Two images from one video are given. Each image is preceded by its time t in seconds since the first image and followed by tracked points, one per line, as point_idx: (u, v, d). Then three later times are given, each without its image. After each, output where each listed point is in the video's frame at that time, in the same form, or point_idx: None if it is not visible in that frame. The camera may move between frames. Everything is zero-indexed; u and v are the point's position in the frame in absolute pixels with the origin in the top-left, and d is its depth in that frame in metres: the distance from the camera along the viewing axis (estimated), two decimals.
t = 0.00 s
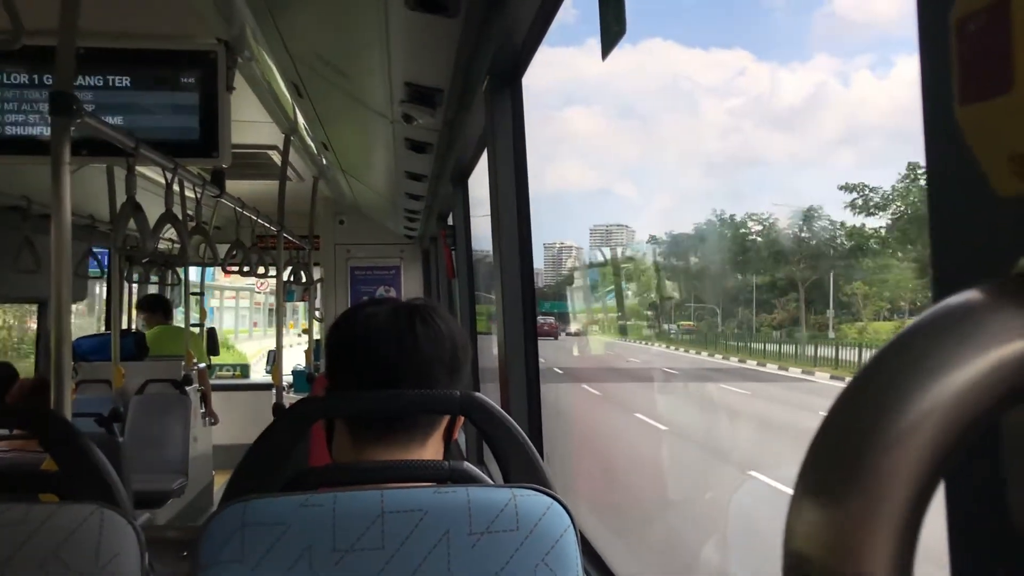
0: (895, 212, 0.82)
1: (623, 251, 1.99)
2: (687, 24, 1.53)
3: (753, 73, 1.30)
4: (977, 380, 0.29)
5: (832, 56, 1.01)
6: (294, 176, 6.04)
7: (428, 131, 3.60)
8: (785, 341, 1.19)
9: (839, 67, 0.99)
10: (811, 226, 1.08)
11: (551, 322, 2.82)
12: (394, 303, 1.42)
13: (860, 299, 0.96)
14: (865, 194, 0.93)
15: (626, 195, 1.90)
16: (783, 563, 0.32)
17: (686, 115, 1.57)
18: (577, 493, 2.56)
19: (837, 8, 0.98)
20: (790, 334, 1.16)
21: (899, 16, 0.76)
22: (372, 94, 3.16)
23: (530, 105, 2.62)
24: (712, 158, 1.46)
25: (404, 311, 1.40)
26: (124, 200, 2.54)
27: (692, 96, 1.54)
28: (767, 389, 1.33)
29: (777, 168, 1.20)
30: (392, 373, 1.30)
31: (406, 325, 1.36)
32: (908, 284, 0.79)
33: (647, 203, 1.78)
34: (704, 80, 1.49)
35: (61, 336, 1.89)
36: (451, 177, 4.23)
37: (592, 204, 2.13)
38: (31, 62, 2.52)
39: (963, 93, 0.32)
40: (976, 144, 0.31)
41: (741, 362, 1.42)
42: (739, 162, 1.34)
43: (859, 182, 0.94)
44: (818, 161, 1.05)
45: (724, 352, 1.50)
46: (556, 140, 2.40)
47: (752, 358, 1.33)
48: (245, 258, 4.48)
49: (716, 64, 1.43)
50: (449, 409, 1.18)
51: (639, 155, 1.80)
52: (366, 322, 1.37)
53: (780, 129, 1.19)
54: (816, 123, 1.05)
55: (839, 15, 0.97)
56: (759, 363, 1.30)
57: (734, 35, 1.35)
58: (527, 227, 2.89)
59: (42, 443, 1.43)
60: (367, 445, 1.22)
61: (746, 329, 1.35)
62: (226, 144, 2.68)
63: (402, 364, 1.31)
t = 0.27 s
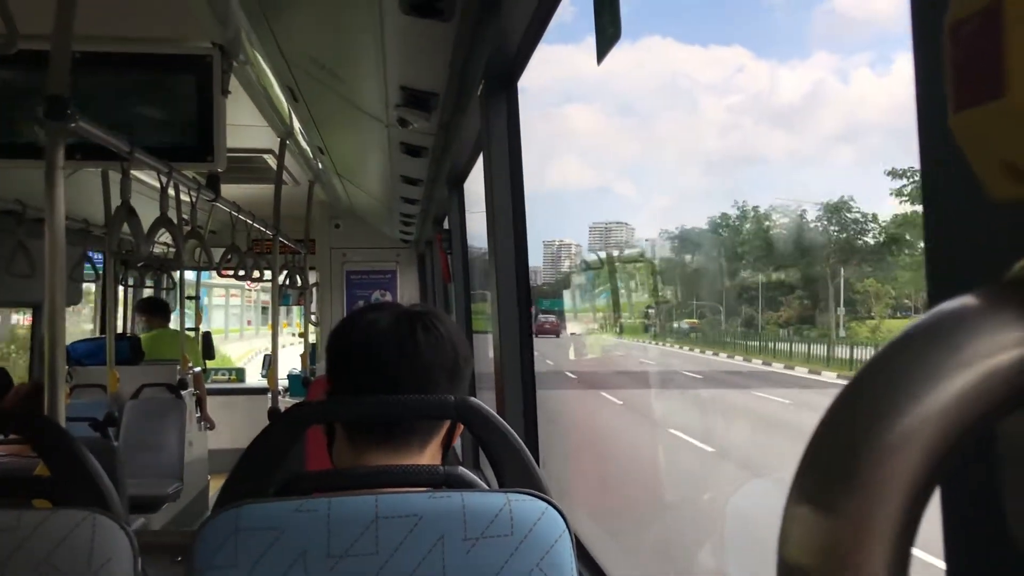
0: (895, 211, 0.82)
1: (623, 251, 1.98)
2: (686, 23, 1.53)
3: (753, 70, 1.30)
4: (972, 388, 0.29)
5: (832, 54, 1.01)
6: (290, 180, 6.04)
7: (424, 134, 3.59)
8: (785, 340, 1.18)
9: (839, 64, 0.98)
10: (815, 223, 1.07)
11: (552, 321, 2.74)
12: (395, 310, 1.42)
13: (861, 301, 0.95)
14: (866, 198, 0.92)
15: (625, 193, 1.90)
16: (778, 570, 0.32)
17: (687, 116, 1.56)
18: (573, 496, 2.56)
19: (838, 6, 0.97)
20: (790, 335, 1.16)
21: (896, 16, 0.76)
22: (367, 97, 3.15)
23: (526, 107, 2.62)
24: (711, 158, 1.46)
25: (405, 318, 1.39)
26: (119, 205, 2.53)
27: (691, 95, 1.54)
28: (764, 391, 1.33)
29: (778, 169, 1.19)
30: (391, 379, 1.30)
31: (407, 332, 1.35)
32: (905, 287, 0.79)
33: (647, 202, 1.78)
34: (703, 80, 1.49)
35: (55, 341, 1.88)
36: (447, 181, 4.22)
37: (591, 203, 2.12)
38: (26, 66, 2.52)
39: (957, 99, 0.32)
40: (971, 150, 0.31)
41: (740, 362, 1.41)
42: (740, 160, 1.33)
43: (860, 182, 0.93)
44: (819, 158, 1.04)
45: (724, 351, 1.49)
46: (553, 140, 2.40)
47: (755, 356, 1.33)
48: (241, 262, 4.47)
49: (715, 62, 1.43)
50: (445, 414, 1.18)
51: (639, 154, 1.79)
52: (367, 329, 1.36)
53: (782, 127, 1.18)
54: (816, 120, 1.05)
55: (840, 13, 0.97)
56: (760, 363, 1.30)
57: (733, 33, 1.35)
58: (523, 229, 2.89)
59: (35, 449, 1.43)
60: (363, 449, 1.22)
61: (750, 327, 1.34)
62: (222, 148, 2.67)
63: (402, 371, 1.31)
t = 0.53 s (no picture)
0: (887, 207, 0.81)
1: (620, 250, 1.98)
2: (686, 21, 1.53)
3: (754, 68, 1.30)
4: (952, 392, 0.29)
5: (832, 52, 1.01)
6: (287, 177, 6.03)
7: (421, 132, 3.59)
8: (782, 338, 1.19)
9: (840, 62, 0.97)
10: (808, 221, 1.08)
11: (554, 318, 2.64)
12: (393, 308, 1.42)
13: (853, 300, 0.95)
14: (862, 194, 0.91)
15: (624, 191, 1.90)
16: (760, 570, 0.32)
17: (687, 114, 1.56)
18: (567, 494, 2.56)
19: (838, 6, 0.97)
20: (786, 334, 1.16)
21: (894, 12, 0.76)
22: (364, 94, 3.15)
23: (523, 105, 2.62)
24: (711, 158, 1.46)
25: (404, 316, 1.39)
26: (114, 202, 2.53)
27: (691, 94, 1.54)
28: (758, 390, 1.33)
29: (777, 169, 1.19)
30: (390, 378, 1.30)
31: (406, 331, 1.35)
32: (897, 288, 0.79)
33: (647, 201, 1.77)
34: (703, 78, 1.49)
35: (48, 338, 1.88)
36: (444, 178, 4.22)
37: (590, 202, 2.12)
38: (21, 63, 2.51)
39: (941, 103, 0.32)
40: (956, 153, 0.31)
41: (734, 361, 1.42)
42: (739, 158, 1.33)
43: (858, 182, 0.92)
44: (818, 157, 1.04)
45: (719, 348, 1.49)
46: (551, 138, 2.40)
47: (750, 354, 1.33)
48: (237, 259, 4.47)
49: (715, 60, 1.43)
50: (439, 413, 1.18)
51: (638, 152, 1.79)
52: (366, 327, 1.36)
53: (783, 125, 1.18)
54: (818, 118, 1.04)
55: (839, 13, 0.97)
56: (756, 361, 1.30)
57: (734, 31, 1.35)
58: (520, 226, 2.90)
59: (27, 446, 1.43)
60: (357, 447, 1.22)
61: (744, 326, 1.35)
62: (217, 145, 2.67)
63: (400, 368, 1.31)
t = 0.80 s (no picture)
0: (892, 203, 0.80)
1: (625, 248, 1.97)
2: (688, 22, 1.53)
3: (757, 67, 1.30)
4: (958, 377, 0.29)
5: (836, 49, 1.00)
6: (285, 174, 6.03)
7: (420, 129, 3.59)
8: (780, 330, 1.19)
9: (845, 62, 0.97)
10: (814, 217, 1.07)
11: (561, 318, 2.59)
12: (404, 302, 1.42)
13: (855, 293, 0.95)
14: (870, 192, 0.89)
15: (629, 190, 1.89)
16: (769, 556, 0.33)
17: (692, 113, 1.56)
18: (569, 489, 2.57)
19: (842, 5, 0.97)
20: (787, 325, 1.17)
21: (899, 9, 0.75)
22: (363, 91, 3.15)
23: (523, 102, 2.62)
24: (717, 157, 1.45)
25: (414, 310, 1.39)
26: (113, 199, 2.52)
27: (696, 93, 1.54)
28: (759, 382, 1.33)
29: (779, 165, 1.19)
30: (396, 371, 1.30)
31: (416, 325, 1.35)
32: (902, 282, 0.79)
33: (652, 200, 1.77)
34: (707, 77, 1.49)
35: (49, 336, 1.87)
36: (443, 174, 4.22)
37: (593, 199, 2.12)
38: (18, 60, 2.51)
39: (946, 86, 0.32)
40: (962, 136, 0.31)
41: (736, 354, 1.42)
42: (743, 156, 1.33)
43: (867, 179, 0.90)
44: (822, 158, 1.03)
45: (719, 343, 1.49)
46: (552, 136, 2.40)
47: (748, 347, 1.33)
48: (236, 256, 4.47)
49: (719, 59, 1.43)
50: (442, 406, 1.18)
51: (642, 150, 1.79)
52: (376, 321, 1.36)
53: (787, 124, 1.17)
54: (822, 115, 1.04)
55: (843, 11, 0.97)
56: (757, 354, 1.30)
57: (738, 31, 1.35)
58: (521, 223, 2.91)
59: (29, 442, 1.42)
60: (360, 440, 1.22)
61: (743, 321, 1.35)
62: (216, 142, 2.67)
63: (408, 361, 1.31)
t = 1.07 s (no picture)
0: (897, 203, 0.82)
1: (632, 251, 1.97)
2: (696, 26, 1.54)
3: (765, 72, 1.30)
4: (968, 381, 0.30)
5: (845, 51, 1.01)
6: (288, 179, 6.04)
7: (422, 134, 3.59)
8: (789, 331, 1.20)
9: (851, 62, 0.98)
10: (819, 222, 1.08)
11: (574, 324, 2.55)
12: (396, 305, 1.42)
13: (865, 295, 0.96)
14: (878, 195, 0.89)
15: (636, 194, 1.90)
16: (787, 557, 0.34)
17: (698, 115, 1.57)
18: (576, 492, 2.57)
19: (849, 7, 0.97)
20: (795, 327, 1.17)
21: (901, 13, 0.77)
22: (365, 96, 3.16)
23: (527, 105, 2.63)
24: (723, 158, 1.46)
25: (408, 313, 1.40)
26: (118, 206, 2.53)
27: (702, 96, 1.55)
28: (767, 384, 1.34)
29: (786, 168, 1.19)
30: (393, 373, 1.31)
31: (411, 326, 1.36)
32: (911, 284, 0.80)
33: (660, 202, 1.77)
34: (715, 81, 1.49)
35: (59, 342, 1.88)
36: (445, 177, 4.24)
37: (600, 202, 2.12)
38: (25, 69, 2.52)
39: (954, 97, 0.33)
40: (968, 145, 0.32)
41: (744, 356, 1.42)
42: (750, 158, 1.34)
43: (874, 183, 0.90)
44: (829, 162, 1.04)
45: (728, 345, 1.50)
46: (557, 139, 2.41)
47: (757, 349, 1.34)
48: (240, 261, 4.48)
49: (726, 62, 1.44)
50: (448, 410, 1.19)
51: (650, 153, 1.80)
52: (372, 323, 1.37)
53: (794, 128, 1.17)
54: (830, 117, 1.04)
55: (852, 13, 0.96)
56: (765, 357, 1.31)
57: (746, 34, 1.35)
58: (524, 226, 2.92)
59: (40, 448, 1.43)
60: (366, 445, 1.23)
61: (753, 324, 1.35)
62: (221, 148, 2.68)
63: (407, 363, 1.32)
